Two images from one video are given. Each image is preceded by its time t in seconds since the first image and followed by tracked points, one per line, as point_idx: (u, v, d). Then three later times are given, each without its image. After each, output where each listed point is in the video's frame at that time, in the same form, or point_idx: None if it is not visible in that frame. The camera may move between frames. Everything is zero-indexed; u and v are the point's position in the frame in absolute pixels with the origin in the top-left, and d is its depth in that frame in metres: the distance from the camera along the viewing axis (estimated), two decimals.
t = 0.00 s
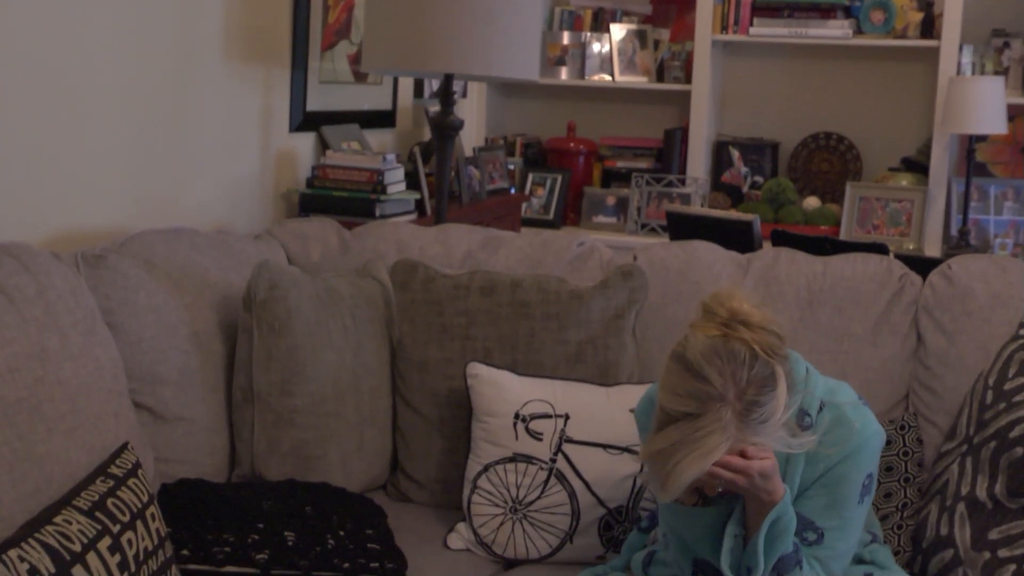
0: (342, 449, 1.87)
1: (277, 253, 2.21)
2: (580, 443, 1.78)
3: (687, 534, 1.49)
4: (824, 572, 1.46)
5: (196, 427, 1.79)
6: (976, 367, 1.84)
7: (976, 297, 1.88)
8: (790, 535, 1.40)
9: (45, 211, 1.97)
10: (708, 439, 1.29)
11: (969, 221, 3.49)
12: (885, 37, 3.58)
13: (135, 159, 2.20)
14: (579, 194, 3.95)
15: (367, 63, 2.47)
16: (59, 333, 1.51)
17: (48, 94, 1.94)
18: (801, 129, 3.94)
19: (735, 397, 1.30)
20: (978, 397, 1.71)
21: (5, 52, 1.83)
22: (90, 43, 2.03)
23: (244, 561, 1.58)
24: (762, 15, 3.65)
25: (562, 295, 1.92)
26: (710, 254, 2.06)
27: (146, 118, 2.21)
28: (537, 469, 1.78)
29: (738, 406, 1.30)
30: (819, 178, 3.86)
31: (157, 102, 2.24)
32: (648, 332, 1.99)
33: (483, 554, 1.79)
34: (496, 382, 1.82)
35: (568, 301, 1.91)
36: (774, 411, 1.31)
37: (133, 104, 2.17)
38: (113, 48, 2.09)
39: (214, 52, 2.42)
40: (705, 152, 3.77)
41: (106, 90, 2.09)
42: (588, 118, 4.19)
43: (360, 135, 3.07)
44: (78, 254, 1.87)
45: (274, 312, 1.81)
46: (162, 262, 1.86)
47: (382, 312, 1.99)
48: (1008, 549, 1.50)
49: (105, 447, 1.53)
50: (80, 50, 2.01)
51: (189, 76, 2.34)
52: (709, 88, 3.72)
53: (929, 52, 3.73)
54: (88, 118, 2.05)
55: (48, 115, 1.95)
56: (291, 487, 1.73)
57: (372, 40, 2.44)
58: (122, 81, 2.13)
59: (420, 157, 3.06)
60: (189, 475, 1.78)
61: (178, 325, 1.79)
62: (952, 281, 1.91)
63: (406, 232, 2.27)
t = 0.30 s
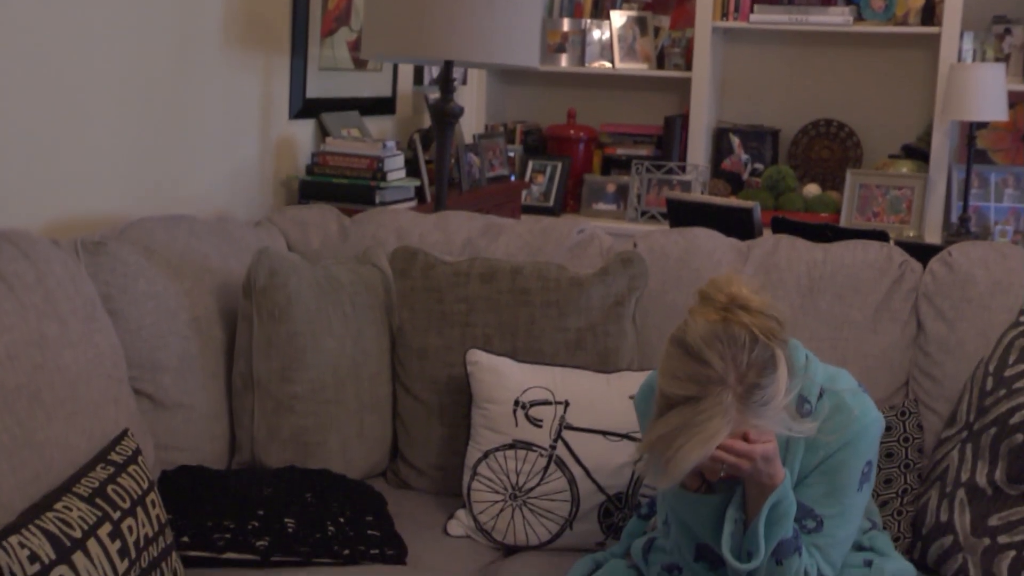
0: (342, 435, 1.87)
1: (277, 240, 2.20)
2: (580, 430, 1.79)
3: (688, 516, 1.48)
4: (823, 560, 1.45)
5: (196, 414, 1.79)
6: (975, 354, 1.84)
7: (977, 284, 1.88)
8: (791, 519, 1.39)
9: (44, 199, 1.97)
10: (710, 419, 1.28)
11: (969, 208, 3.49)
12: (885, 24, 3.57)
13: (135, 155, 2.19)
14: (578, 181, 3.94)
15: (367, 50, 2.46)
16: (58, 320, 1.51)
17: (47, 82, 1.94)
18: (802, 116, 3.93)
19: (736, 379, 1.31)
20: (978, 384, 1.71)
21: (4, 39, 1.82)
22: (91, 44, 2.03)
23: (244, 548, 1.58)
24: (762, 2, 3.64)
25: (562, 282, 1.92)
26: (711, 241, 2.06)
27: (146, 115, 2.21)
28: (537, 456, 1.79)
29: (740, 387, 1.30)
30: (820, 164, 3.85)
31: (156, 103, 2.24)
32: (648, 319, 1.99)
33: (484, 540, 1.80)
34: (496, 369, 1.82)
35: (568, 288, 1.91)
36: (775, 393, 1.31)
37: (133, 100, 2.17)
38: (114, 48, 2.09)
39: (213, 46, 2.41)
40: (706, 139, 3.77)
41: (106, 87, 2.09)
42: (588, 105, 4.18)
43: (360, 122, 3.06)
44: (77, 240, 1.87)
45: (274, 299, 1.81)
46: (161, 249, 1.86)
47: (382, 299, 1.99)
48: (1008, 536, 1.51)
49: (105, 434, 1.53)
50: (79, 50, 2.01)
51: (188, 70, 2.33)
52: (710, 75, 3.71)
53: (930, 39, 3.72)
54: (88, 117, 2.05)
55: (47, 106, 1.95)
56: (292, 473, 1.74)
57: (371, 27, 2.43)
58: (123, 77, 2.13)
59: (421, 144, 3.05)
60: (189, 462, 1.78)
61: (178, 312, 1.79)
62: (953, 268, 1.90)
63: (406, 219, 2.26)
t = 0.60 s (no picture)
0: (343, 422, 1.87)
1: (277, 227, 2.20)
2: (580, 417, 1.79)
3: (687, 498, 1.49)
4: (821, 543, 1.44)
5: (196, 400, 1.79)
6: (975, 340, 1.84)
7: (977, 271, 1.87)
8: (788, 500, 1.40)
9: (44, 184, 1.97)
10: (709, 387, 1.30)
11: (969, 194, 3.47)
12: (886, 10, 3.56)
13: (135, 150, 2.20)
14: (579, 168, 3.94)
15: (367, 37, 2.45)
16: (58, 306, 1.51)
17: (46, 70, 1.93)
18: (803, 102, 3.92)
19: (737, 349, 1.32)
20: (979, 370, 1.71)
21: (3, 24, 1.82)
22: (90, 44, 2.03)
23: (245, 534, 1.58)
24: None
25: (562, 269, 1.92)
26: (711, 228, 2.06)
27: (146, 110, 2.21)
28: (537, 442, 1.79)
29: (740, 358, 1.31)
30: (820, 151, 3.84)
31: (156, 99, 2.24)
32: (649, 306, 1.99)
33: (484, 526, 1.80)
34: (494, 355, 1.82)
35: (568, 274, 1.91)
36: (775, 364, 1.31)
37: (133, 93, 2.17)
38: (114, 48, 2.09)
39: (212, 36, 2.41)
40: (706, 125, 3.76)
41: (104, 82, 2.09)
42: (589, 91, 4.17)
43: (360, 108, 3.05)
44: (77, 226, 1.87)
45: (274, 285, 1.81)
46: (161, 235, 1.86)
47: (382, 286, 1.99)
48: (1008, 521, 1.51)
49: (105, 420, 1.54)
50: (79, 49, 2.01)
51: (188, 61, 2.33)
52: (710, 61, 3.70)
53: (932, 26, 3.71)
54: (87, 113, 2.05)
55: (47, 103, 1.95)
56: (292, 459, 1.74)
57: (370, 14, 2.43)
58: (122, 71, 2.13)
59: (421, 130, 3.05)
60: (189, 448, 1.78)
61: (178, 298, 1.79)
62: (953, 255, 1.90)
63: (406, 206, 2.26)
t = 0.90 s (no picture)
0: (344, 407, 1.88)
1: (277, 212, 2.20)
2: (581, 402, 1.79)
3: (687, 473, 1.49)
4: (818, 520, 1.44)
5: (197, 385, 1.79)
6: (976, 326, 1.83)
7: (979, 256, 1.87)
8: (786, 472, 1.40)
9: (44, 169, 1.96)
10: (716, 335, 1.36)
11: (971, 180, 3.45)
12: None
13: (134, 135, 2.19)
14: (580, 153, 3.93)
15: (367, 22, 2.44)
16: (59, 291, 1.51)
17: (46, 56, 1.93)
18: (804, 87, 3.91)
19: (743, 306, 1.37)
20: (979, 355, 1.71)
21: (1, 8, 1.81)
22: (89, 36, 2.02)
23: (246, 519, 1.59)
24: None
25: (562, 254, 1.91)
26: (712, 213, 2.06)
27: (147, 99, 2.21)
28: (538, 428, 1.79)
29: (746, 314, 1.37)
30: (821, 136, 3.83)
31: (156, 83, 2.23)
32: (649, 291, 1.98)
33: (485, 511, 1.81)
34: (495, 340, 1.83)
35: (569, 260, 1.91)
36: (779, 322, 1.38)
37: (134, 79, 2.17)
38: (114, 48, 2.10)
39: (212, 22, 2.40)
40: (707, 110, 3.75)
41: (104, 69, 2.08)
42: (589, 76, 4.16)
43: (360, 94, 3.04)
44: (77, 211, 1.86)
45: (274, 270, 1.81)
46: (161, 221, 1.85)
47: (382, 271, 1.99)
48: (1007, 507, 1.52)
49: (105, 405, 1.54)
50: (78, 33, 2.00)
51: (188, 46, 2.32)
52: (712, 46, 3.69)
53: (934, 10, 3.70)
54: (87, 98, 2.05)
55: (46, 84, 1.94)
56: (292, 445, 1.74)
57: None
58: (123, 58, 2.13)
59: (421, 115, 3.04)
60: (189, 433, 1.78)
61: (178, 284, 1.79)
62: (954, 241, 1.90)
63: (406, 191, 2.26)
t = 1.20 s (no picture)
0: (344, 390, 1.88)
1: (277, 195, 2.19)
2: (581, 385, 1.79)
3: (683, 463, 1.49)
4: (816, 507, 1.45)
5: (197, 368, 1.79)
6: (977, 309, 1.83)
7: (980, 239, 1.87)
8: (783, 461, 1.40)
9: (43, 152, 1.96)
10: (705, 343, 1.33)
11: (972, 163, 3.44)
12: None
13: (134, 118, 2.18)
14: (580, 136, 3.92)
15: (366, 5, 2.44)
16: (58, 275, 1.51)
17: (46, 41, 1.92)
18: (806, 70, 3.89)
19: (731, 307, 1.34)
20: (980, 338, 1.71)
21: None
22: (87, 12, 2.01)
23: (246, 500, 1.59)
24: None
25: (563, 237, 1.91)
26: (712, 196, 2.05)
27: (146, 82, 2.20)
28: (538, 411, 1.79)
29: (735, 314, 1.34)
30: (822, 119, 3.83)
31: (155, 66, 2.23)
32: (649, 274, 1.98)
33: (485, 495, 1.81)
34: (495, 323, 1.83)
35: (569, 243, 1.90)
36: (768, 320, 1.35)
37: (133, 63, 2.16)
38: (114, 48, 2.10)
39: (211, 4, 2.39)
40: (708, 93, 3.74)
41: (103, 52, 2.07)
42: (590, 59, 4.14)
43: (360, 77, 3.03)
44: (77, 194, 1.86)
45: (274, 253, 1.81)
46: (161, 203, 1.85)
47: (382, 255, 1.99)
48: (1007, 489, 1.53)
49: (106, 388, 1.54)
50: (77, 15, 1.99)
51: (187, 28, 2.31)
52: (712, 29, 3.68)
53: None
54: (86, 80, 2.04)
55: (45, 65, 1.93)
56: (292, 428, 1.75)
57: None
58: (122, 41, 2.12)
59: (421, 98, 3.03)
60: (190, 417, 1.78)
61: (178, 267, 1.78)
62: (955, 224, 1.90)
63: (406, 173, 2.25)
